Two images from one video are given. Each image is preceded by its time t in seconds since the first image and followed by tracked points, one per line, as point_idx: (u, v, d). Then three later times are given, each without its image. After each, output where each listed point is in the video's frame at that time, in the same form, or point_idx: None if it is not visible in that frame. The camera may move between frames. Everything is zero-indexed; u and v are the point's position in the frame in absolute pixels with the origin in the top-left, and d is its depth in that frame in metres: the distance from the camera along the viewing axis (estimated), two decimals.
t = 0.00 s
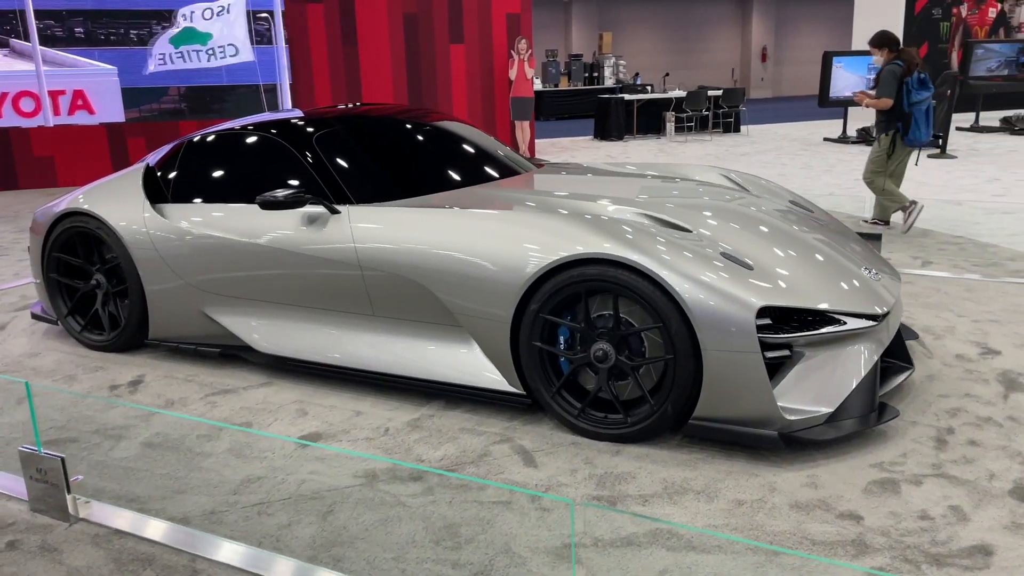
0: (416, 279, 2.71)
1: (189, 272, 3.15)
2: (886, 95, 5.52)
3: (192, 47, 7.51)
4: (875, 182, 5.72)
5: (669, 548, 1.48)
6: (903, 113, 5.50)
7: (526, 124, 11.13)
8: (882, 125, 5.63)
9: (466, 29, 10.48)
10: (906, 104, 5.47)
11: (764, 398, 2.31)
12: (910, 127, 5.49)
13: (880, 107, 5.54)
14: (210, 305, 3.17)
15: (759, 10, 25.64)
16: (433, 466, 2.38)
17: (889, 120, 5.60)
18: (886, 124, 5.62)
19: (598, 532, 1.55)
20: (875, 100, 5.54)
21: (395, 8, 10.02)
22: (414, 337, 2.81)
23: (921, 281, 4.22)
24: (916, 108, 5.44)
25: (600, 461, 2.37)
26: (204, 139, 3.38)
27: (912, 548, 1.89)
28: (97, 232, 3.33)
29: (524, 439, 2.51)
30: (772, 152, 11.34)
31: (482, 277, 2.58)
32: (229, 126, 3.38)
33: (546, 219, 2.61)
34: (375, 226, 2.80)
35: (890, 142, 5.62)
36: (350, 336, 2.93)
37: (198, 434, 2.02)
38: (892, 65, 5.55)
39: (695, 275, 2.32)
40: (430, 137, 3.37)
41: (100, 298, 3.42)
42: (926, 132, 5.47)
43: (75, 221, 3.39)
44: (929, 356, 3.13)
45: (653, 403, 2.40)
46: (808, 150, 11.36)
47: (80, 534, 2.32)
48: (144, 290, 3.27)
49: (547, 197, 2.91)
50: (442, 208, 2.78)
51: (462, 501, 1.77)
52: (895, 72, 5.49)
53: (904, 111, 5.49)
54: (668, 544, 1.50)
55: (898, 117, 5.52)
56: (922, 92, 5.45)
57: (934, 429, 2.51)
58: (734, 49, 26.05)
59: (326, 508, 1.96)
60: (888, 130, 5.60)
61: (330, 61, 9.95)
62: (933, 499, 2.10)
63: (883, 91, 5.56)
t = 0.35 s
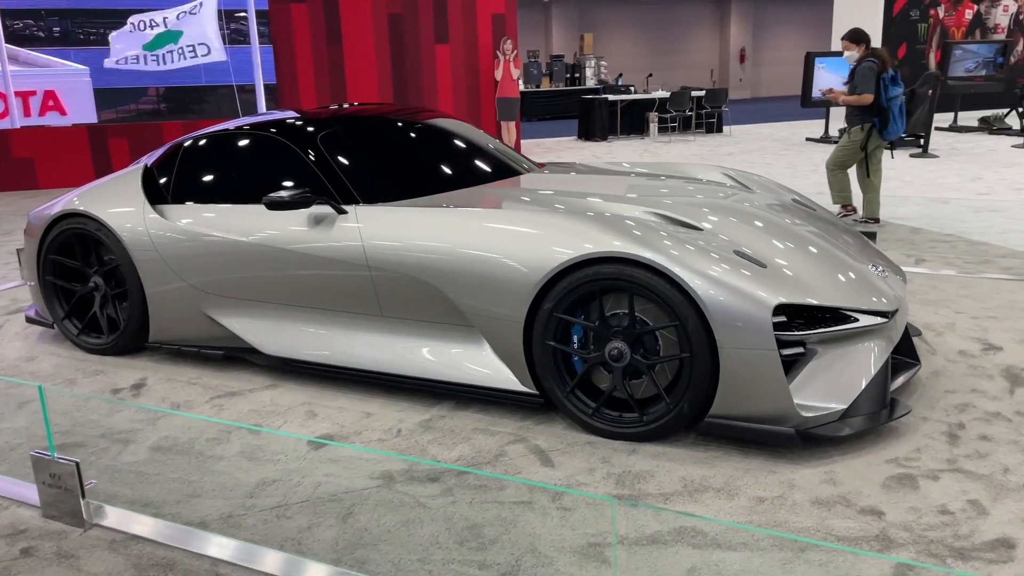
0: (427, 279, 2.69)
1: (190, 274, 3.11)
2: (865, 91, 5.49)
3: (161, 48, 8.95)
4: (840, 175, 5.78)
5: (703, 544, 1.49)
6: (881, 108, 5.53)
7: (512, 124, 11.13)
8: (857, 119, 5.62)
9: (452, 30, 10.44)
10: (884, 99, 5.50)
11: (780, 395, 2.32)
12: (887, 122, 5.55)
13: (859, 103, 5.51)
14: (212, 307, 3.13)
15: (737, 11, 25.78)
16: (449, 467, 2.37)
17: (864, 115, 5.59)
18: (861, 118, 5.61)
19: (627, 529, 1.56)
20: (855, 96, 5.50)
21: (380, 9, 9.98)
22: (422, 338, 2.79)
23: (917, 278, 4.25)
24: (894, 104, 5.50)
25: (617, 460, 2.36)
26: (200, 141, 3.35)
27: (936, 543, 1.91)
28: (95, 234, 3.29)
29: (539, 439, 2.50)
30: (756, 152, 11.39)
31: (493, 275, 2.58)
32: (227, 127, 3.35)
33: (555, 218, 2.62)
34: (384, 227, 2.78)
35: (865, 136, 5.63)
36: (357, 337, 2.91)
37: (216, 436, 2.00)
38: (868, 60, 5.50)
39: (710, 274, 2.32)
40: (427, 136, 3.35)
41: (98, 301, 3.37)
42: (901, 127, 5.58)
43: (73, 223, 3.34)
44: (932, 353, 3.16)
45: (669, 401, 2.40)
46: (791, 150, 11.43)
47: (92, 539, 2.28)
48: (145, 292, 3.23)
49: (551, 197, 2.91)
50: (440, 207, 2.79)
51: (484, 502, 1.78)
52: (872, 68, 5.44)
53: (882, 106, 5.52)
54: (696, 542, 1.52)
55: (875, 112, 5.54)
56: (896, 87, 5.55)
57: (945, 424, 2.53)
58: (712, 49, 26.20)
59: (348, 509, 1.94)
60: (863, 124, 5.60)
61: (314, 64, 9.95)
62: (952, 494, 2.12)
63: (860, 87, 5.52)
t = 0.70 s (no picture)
0: (439, 280, 2.69)
1: (195, 275, 3.08)
2: (841, 94, 5.57)
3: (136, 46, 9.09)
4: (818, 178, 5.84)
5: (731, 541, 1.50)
6: (857, 110, 5.62)
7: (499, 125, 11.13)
8: (833, 122, 5.69)
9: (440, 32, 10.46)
10: (859, 101, 5.60)
11: (794, 393, 2.33)
12: (863, 124, 5.64)
13: (836, 106, 5.59)
14: (217, 309, 3.11)
15: (719, 13, 25.94)
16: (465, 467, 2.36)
17: (841, 117, 5.67)
18: (837, 120, 5.68)
19: (651, 527, 1.57)
20: (832, 99, 5.58)
21: (367, 10, 9.96)
22: (431, 337, 2.79)
23: (913, 277, 4.29)
24: (869, 105, 5.60)
25: (633, 459, 2.36)
26: (196, 145, 3.32)
27: (956, 537, 1.92)
28: (96, 236, 3.25)
29: (553, 439, 2.50)
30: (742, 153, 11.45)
31: (503, 276, 2.58)
32: (228, 127, 3.33)
33: (563, 218, 2.62)
34: (393, 228, 2.77)
35: (842, 137, 5.69)
36: (365, 337, 2.90)
37: (229, 439, 1.99)
38: (841, 63, 5.58)
39: (725, 273, 2.33)
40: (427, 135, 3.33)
41: (98, 304, 3.33)
42: (875, 127, 5.68)
43: (72, 224, 3.30)
44: (934, 350, 3.19)
45: (684, 399, 2.40)
46: (777, 150, 11.51)
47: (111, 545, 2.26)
48: (147, 294, 3.19)
49: (555, 197, 2.91)
50: (440, 207, 2.80)
51: (504, 503, 1.80)
52: (848, 72, 5.53)
53: (859, 108, 5.60)
54: (718, 540, 1.54)
55: (851, 114, 5.63)
56: (869, 90, 5.65)
57: (954, 421, 2.56)
58: (694, 51, 26.33)
59: (371, 508, 1.94)
60: (840, 126, 5.67)
61: (302, 66, 9.89)
62: (967, 489, 2.14)
63: (835, 90, 5.61)
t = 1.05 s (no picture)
0: (453, 282, 2.69)
1: (203, 279, 3.06)
2: (812, 94, 5.71)
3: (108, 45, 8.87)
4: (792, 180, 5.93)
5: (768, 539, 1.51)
6: (824, 110, 5.80)
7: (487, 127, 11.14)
8: (801, 121, 5.83)
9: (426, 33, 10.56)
10: (827, 101, 5.78)
11: (812, 391, 2.34)
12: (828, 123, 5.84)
13: (808, 105, 5.73)
14: (224, 313, 3.08)
15: (699, 15, 26.07)
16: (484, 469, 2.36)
17: (809, 116, 5.82)
18: (806, 120, 5.81)
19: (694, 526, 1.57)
20: (804, 99, 5.71)
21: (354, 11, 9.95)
22: (444, 339, 2.79)
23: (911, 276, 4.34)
24: (834, 105, 5.80)
25: (654, 460, 2.37)
26: (192, 151, 3.29)
27: (980, 534, 1.95)
28: (100, 240, 3.21)
29: (570, 440, 2.51)
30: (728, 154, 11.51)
31: (516, 277, 2.59)
32: (231, 129, 3.30)
33: (575, 220, 2.63)
34: (406, 230, 2.77)
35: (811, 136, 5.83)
36: (377, 340, 2.89)
37: (250, 441, 2.01)
38: (811, 64, 5.71)
39: (743, 273, 2.34)
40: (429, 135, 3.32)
41: (100, 308, 3.29)
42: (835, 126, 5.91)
43: (75, 228, 3.26)
44: (939, 348, 3.23)
45: (702, 399, 2.41)
46: (763, 151, 11.59)
47: (128, 553, 2.23)
48: (153, 298, 3.16)
49: (561, 199, 2.92)
50: (441, 207, 2.84)
51: (528, 504, 1.84)
52: (818, 72, 5.67)
53: (826, 107, 5.78)
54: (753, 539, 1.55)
55: (819, 113, 5.81)
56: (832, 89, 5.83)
57: (966, 418, 2.59)
58: (675, 53, 26.44)
59: (397, 511, 1.98)
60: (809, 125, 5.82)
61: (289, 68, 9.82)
62: (986, 486, 2.17)
63: (805, 89, 5.73)
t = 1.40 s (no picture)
0: (466, 285, 2.68)
1: (210, 283, 3.04)
2: (789, 93, 5.79)
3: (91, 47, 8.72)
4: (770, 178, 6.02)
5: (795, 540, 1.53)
6: (802, 109, 5.87)
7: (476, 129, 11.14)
8: (783, 121, 5.89)
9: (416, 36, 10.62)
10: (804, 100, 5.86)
11: (829, 393, 2.36)
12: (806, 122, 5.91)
13: (784, 103, 5.81)
14: (232, 317, 3.07)
15: (682, 17, 26.19)
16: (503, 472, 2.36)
17: (788, 116, 5.89)
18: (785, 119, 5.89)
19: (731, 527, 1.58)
20: (780, 97, 5.79)
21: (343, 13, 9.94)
22: (454, 342, 2.79)
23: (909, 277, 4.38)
24: (811, 105, 5.88)
25: (672, 461, 2.38)
26: (189, 159, 3.27)
27: (1001, 532, 1.97)
28: (104, 244, 3.19)
29: (586, 443, 2.51)
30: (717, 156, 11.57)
31: (529, 279, 2.59)
32: (233, 133, 3.28)
33: (584, 222, 2.64)
34: (418, 234, 2.76)
35: (789, 135, 5.91)
36: (388, 344, 2.89)
37: (263, 446, 2.03)
38: (789, 64, 5.79)
39: (760, 275, 2.36)
40: (431, 137, 3.32)
41: (104, 313, 3.26)
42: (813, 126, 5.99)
43: (78, 232, 3.24)
44: (942, 348, 3.26)
45: (718, 401, 2.42)
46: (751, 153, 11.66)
47: (146, 561, 2.22)
48: (159, 302, 3.13)
49: (565, 200, 2.93)
50: (447, 211, 2.85)
51: (550, 507, 1.90)
52: (796, 71, 5.74)
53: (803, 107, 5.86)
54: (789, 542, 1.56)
55: (797, 113, 5.88)
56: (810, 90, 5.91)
57: (976, 417, 2.62)
58: (658, 55, 26.54)
59: (420, 514, 1.99)
60: (787, 124, 5.89)
61: (278, 71, 9.77)
62: (1002, 484, 2.19)
63: (784, 89, 5.82)
